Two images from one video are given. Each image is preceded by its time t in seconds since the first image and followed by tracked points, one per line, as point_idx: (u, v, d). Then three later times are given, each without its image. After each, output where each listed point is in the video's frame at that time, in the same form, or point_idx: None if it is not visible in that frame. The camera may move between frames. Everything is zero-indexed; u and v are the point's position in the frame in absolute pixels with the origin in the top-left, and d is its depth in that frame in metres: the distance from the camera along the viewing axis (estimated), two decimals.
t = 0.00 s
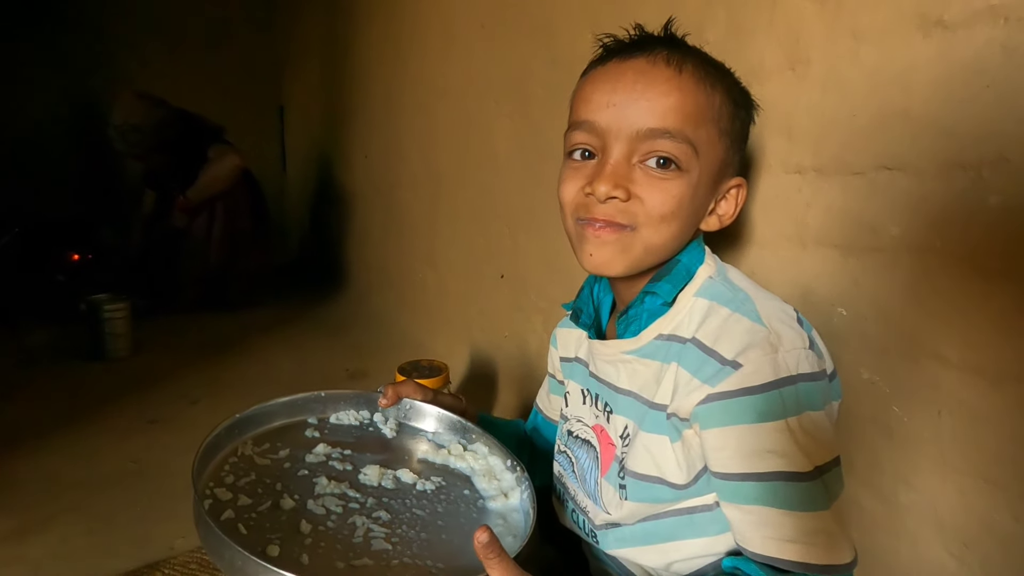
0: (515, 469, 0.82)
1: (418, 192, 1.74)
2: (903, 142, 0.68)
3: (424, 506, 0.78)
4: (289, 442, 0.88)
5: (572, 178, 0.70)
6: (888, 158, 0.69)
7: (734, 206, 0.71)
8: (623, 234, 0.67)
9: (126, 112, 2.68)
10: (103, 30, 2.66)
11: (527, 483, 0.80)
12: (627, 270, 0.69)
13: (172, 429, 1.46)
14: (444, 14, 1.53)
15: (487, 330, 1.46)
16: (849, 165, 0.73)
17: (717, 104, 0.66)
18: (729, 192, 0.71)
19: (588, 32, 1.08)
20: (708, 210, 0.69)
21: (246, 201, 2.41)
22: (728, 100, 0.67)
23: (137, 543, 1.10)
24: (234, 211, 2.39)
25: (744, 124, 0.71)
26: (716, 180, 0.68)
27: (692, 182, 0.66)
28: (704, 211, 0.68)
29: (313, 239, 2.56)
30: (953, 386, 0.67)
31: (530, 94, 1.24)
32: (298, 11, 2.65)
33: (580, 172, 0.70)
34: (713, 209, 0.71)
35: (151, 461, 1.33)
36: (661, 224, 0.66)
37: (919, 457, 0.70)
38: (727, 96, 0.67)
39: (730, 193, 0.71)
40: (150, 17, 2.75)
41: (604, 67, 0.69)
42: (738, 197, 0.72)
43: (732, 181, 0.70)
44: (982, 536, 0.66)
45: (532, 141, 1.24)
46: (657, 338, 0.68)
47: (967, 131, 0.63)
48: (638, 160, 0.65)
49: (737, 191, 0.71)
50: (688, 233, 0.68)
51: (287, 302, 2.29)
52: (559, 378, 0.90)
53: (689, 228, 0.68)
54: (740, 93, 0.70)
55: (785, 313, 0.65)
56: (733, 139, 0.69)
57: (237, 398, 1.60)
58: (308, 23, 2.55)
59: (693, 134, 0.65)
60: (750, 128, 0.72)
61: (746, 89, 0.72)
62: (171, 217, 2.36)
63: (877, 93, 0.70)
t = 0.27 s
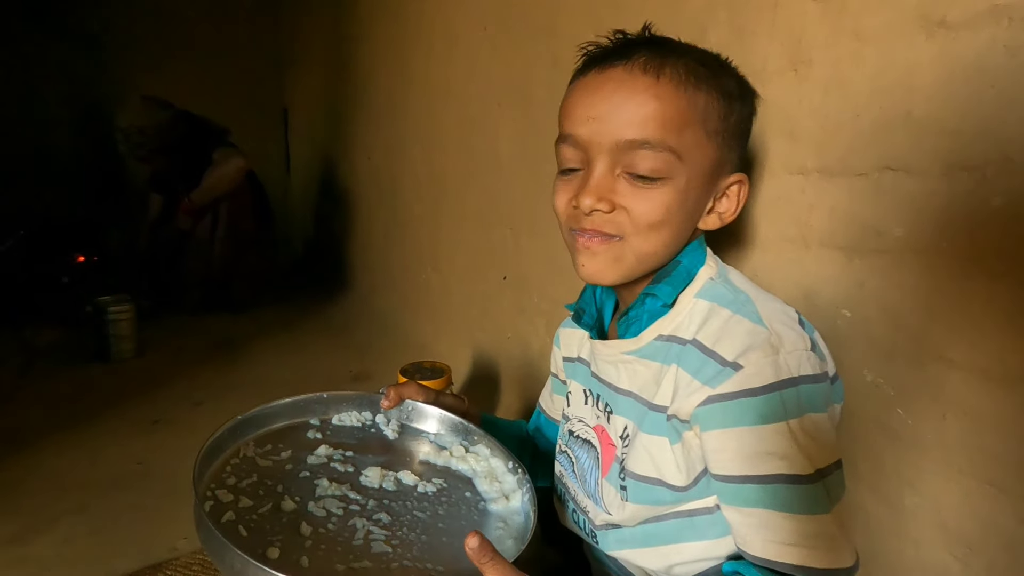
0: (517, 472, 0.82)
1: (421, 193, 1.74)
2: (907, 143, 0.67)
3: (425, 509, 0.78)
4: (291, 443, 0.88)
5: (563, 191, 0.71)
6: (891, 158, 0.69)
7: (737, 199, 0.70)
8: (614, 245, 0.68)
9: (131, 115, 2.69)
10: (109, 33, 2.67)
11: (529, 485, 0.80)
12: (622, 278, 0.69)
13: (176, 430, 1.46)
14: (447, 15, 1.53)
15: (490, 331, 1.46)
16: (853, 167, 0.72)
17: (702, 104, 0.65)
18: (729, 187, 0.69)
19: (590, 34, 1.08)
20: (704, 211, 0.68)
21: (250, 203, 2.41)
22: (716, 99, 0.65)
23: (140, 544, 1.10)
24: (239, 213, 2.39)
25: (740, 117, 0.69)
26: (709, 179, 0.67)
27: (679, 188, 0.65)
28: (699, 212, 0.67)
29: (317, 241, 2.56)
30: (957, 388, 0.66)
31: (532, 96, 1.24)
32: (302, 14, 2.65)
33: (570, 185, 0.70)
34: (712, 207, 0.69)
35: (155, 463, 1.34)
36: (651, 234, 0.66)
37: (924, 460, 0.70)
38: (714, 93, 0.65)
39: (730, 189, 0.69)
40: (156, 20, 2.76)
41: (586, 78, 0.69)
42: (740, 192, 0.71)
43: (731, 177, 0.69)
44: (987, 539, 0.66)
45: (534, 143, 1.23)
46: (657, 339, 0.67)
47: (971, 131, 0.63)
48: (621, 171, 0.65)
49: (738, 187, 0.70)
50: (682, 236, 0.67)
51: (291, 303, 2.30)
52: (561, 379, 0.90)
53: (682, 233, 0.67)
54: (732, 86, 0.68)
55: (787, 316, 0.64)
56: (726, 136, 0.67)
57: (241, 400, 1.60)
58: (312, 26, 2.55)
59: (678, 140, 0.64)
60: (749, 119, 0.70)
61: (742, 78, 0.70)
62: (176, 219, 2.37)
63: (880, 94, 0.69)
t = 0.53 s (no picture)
0: (524, 442, 0.83)
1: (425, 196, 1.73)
2: (912, 145, 0.67)
3: (426, 472, 0.80)
4: (297, 407, 0.90)
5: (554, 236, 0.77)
6: (896, 160, 0.69)
7: (735, 184, 0.70)
8: (604, 275, 0.72)
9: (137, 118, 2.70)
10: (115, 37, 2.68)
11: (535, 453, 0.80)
12: (627, 299, 0.73)
13: (179, 431, 1.46)
14: (450, 18, 1.53)
15: (494, 333, 1.46)
16: (857, 168, 0.72)
17: (630, 122, 0.66)
18: (715, 178, 0.69)
19: (595, 38, 1.08)
20: (687, 206, 0.69)
21: (255, 206, 2.42)
22: (644, 106, 0.66)
23: (145, 545, 1.11)
24: (244, 216, 2.40)
25: (699, 97, 0.67)
26: (671, 181, 0.68)
27: (633, 205, 0.68)
28: (679, 211, 0.69)
29: (321, 243, 2.57)
30: (964, 391, 0.66)
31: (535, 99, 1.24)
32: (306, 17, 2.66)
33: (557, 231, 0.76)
34: (702, 205, 0.70)
35: (159, 464, 1.34)
36: (626, 258, 0.70)
37: (929, 463, 0.70)
38: (642, 102, 0.67)
39: (717, 181, 0.69)
40: (161, 24, 2.77)
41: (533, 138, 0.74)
42: (733, 178, 0.70)
43: (712, 168, 0.69)
44: (994, 541, 0.66)
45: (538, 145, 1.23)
46: (675, 349, 0.67)
47: (976, 133, 0.63)
48: (578, 212, 0.70)
49: (728, 174, 0.69)
50: (667, 246, 0.70)
51: (294, 305, 2.30)
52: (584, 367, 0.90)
53: (664, 239, 0.69)
54: (673, 75, 0.67)
55: (811, 337, 0.64)
56: (679, 128, 0.67)
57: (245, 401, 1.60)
58: (316, 30, 2.56)
59: (611, 168, 0.67)
60: (725, 94, 0.69)
61: (697, 54, 0.68)
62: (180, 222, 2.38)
63: (884, 96, 0.69)
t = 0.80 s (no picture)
0: (529, 353, 0.83)
1: (428, 199, 1.74)
2: (912, 149, 0.67)
3: (433, 351, 0.81)
4: (317, 279, 0.92)
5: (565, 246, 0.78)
6: (896, 164, 0.69)
7: (745, 195, 0.69)
8: (612, 286, 0.73)
9: (142, 122, 2.72)
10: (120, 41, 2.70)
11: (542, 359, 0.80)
12: (639, 311, 0.74)
13: (182, 434, 1.47)
14: (452, 21, 1.53)
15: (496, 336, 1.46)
16: (858, 173, 0.72)
17: (623, 130, 0.67)
18: (722, 187, 0.69)
19: (596, 41, 1.09)
20: (691, 214, 0.69)
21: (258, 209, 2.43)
22: (639, 112, 0.67)
23: (150, 548, 1.11)
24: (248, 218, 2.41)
25: (699, 99, 0.67)
26: (668, 190, 0.68)
27: (632, 215, 0.68)
28: (683, 219, 0.69)
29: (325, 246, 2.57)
30: (965, 395, 0.66)
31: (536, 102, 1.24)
32: (309, 21, 2.67)
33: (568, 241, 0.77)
34: (710, 214, 0.70)
35: (165, 467, 1.34)
36: (628, 271, 0.70)
37: (932, 468, 0.70)
38: (636, 109, 0.67)
39: (724, 190, 0.69)
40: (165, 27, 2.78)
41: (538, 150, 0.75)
42: (739, 186, 0.69)
43: (715, 177, 0.69)
44: (997, 547, 0.65)
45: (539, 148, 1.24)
46: (688, 357, 0.70)
47: (976, 138, 0.63)
48: (579, 222, 0.71)
49: (733, 183, 0.69)
50: (671, 258, 0.70)
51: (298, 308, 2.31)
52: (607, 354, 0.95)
53: (667, 248, 0.69)
54: (670, 79, 0.67)
55: (827, 345, 0.65)
56: (678, 133, 0.67)
57: (250, 404, 1.61)
58: (319, 33, 2.57)
59: (608, 178, 0.67)
60: (729, 95, 0.68)
61: (697, 54, 0.68)
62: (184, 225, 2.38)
63: (884, 100, 0.69)
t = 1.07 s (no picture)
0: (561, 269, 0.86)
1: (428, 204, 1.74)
2: (909, 154, 0.69)
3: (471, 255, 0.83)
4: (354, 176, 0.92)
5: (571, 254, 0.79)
6: (893, 170, 0.70)
7: (743, 209, 0.69)
8: (612, 296, 0.74)
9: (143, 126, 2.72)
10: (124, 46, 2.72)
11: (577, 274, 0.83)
12: (640, 321, 0.75)
13: (182, 439, 1.47)
14: (452, 27, 1.54)
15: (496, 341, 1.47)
16: (854, 178, 0.74)
17: (615, 138, 0.68)
18: (719, 199, 0.69)
19: (596, 48, 1.10)
20: (687, 223, 0.70)
21: (259, 213, 2.43)
22: (631, 120, 0.68)
23: (151, 553, 1.11)
24: (249, 222, 2.42)
25: (694, 106, 0.67)
26: (662, 200, 0.68)
27: (624, 224, 0.69)
28: (678, 230, 0.69)
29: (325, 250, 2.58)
30: (961, 399, 0.67)
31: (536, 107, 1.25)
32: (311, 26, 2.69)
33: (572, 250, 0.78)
34: (707, 226, 0.70)
35: (165, 471, 1.35)
36: (623, 281, 0.71)
37: (928, 472, 0.70)
38: (628, 116, 0.68)
39: (721, 202, 0.69)
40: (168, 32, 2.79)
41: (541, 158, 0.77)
42: (737, 197, 0.69)
43: (711, 187, 0.69)
44: (993, 550, 0.66)
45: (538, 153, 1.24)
46: (693, 362, 0.72)
47: (972, 144, 0.64)
48: (577, 229, 0.72)
49: (730, 195, 0.69)
50: (667, 269, 0.70)
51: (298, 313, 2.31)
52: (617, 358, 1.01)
53: (662, 258, 0.70)
54: (664, 85, 0.67)
55: (834, 353, 0.66)
56: (671, 140, 0.67)
57: (249, 408, 1.61)
58: (321, 39, 2.59)
59: (600, 186, 0.68)
60: (726, 102, 0.68)
61: (694, 59, 0.68)
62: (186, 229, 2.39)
63: (881, 107, 0.70)
